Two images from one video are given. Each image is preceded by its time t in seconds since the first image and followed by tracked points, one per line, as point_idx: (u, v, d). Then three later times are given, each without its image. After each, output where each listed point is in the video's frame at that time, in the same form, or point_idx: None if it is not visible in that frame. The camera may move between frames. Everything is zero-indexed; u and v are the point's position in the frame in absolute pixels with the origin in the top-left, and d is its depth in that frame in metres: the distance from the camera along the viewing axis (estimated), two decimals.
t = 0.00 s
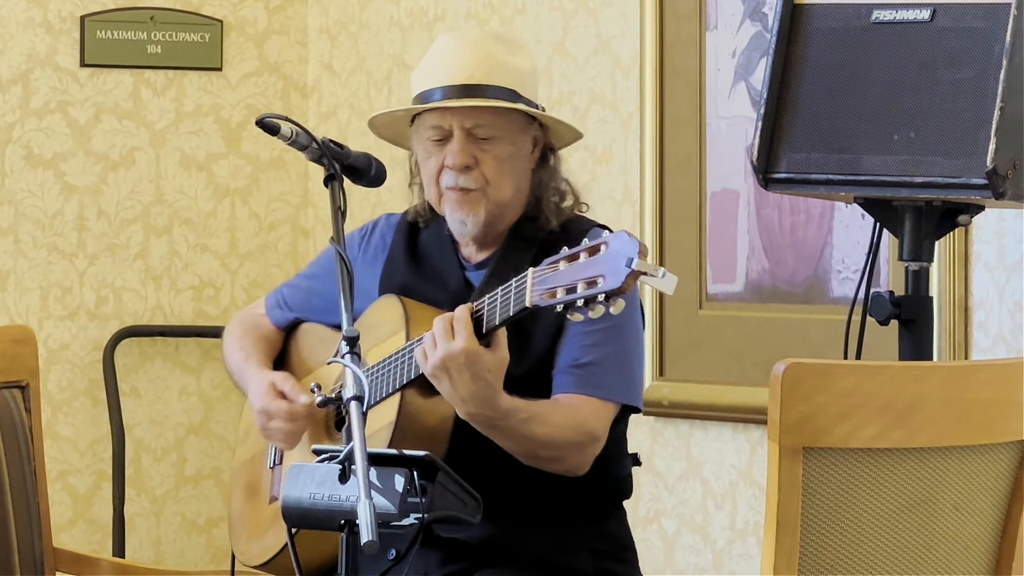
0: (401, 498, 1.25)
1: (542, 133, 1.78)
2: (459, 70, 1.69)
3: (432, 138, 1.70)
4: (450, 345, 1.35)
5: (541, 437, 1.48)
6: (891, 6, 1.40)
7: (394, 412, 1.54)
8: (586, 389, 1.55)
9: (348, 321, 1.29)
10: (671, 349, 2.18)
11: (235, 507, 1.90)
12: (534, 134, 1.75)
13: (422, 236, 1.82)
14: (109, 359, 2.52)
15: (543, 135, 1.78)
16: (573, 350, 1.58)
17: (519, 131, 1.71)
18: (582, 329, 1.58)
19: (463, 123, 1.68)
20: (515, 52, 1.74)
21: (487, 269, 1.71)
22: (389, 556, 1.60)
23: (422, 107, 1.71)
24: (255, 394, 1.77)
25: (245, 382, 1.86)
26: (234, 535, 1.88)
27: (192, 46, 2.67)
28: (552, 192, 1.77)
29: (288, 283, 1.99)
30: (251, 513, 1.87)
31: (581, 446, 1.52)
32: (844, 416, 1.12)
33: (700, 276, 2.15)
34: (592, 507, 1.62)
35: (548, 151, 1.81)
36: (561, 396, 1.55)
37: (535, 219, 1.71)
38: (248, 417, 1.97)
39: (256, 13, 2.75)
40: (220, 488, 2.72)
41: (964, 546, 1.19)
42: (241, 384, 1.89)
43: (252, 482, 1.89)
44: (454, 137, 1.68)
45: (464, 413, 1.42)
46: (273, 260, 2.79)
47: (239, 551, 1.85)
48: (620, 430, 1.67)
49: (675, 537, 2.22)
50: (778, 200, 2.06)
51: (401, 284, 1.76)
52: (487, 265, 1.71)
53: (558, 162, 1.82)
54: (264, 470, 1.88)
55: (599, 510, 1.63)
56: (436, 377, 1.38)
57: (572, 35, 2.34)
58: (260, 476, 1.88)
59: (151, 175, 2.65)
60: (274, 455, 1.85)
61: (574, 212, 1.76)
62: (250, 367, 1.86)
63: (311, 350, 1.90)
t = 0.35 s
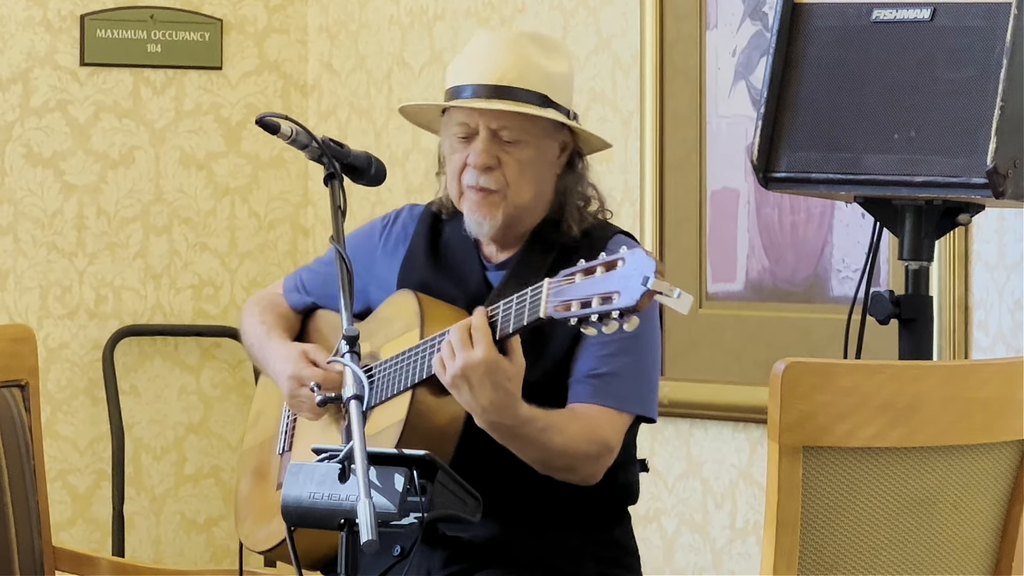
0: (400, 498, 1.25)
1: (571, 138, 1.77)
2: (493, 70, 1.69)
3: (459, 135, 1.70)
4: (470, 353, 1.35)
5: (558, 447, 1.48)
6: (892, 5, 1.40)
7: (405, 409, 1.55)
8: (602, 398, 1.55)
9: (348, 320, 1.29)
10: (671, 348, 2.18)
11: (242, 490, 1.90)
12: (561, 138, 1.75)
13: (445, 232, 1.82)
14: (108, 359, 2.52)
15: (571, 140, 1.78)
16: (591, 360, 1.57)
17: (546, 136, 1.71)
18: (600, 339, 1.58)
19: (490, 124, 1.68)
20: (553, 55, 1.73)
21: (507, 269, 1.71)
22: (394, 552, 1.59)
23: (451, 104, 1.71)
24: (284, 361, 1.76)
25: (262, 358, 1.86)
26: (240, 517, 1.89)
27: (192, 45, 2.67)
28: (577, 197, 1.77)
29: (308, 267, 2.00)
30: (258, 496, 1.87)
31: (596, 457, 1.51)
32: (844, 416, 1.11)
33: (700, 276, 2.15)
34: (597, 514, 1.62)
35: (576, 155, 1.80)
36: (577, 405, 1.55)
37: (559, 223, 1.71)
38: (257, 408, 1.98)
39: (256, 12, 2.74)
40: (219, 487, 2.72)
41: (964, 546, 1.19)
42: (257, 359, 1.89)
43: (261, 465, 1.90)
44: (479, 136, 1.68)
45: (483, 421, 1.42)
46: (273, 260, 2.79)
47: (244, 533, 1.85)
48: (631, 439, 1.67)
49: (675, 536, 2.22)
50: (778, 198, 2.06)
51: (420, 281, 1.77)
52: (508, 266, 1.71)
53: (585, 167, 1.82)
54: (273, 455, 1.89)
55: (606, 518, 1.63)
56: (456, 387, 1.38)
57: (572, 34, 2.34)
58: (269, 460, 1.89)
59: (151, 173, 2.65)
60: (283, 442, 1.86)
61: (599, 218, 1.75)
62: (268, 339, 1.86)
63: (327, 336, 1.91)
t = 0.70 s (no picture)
0: (398, 495, 1.25)
1: (588, 142, 1.77)
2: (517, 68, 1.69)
3: (475, 132, 1.71)
4: (481, 355, 1.35)
5: (563, 451, 1.48)
6: (890, 3, 1.40)
7: (417, 409, 1.54)
8: (610, 401, 1.55)
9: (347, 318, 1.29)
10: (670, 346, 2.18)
11: (246, 477, 1.90)
12: (577, 141, 1.75)
13: (460, 229, 1.82)
14: (107, 356, 2.52)
15: (588, 143, 1.78)
16: (601, 362, 1.57)
17: (561, 138, 1.71)
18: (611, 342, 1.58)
19: (505, 124, 1.68)
20: (577, 59, 1.73)
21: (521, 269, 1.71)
22: (397, 548, 1.60)
23: (470, 100, 1.71)
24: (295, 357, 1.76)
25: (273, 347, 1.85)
26: (243, 504, 1.89)
27: (191, 42, 2.67)
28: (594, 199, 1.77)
29: (321, 257, 2.00)
30: (262, 485, 1.87)
31: (601, 459, 1.51)
32: (842, 414, 1.12)
33: (699, 274, 2.16)
34: (602, 516, 1.62)
35: (594, 158, 1.80)
36: (585, 407, 1.55)
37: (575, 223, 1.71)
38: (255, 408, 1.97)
39: (255, 9, 2.74)
40: (218, 485, 2.72)
41: (962, 544, 1.19)
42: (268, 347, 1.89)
43: (266, 454, 1.89)
44: (494, 134, 1.69)
45: (489, 423, 1.42)
46: (271, 257, 2.79)
47: (248, 522, 1.87)
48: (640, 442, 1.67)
49: (673, 534, 2.22)
50: (776, 197, 2.06)
51: (434, 275, 1.77)
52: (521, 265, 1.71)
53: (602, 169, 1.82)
54: (279, 444, 1.88)
55: (610, 520, 1.63)
56: (464, 386, 1.38)
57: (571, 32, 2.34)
58: (275, 449, 1.88)
59: (150, 171, 2.65)
60: (291, 432, 1.85)
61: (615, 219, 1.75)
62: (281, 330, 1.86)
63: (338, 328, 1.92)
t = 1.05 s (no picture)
0: (400, 498, 1.25)
1: (601, 149, 1.77)
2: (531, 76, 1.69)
3: (489, 137, 1.71)
4: (482, 359, 1.35)
5: (564, 458, 1.48)
6: (892, 6, 1.40)
7: (422, 413, 1.54)
8: (614, 406, 1.55)
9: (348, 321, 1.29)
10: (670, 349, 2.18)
11: (250, 477, 1.89)
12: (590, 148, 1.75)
13: (469, 229, 1.82)
14: (108, 358, 2.52)
15: (601, 150, 1.78)
16: (606, 368, 1.57)
17: (575, 146, 1.71)
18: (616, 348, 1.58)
19: (519, 130, 1.69)
20: (591, 66, 1.73)
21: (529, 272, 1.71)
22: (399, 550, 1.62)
23: (484, 105, 1.72)
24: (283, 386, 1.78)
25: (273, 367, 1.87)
26: (248, 503, 1.88)
27: (193, 44, 2.67)
28: (603, 206, 1.77)
29: (328, 257, 2.00)
30: (267, 484, 1.87)
31: (603, 466, 1.52)
32: (842, 417, 1.12)
33: (700, 276, 2.16)
34: (605, 519, 1.63)
35: (606, 166, 1.80)
36: (588, 412, 1.55)
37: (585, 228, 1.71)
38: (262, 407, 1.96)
39: (256, 11, 2.74)
40: (219, 486, 2.72)
41: (963, 547, 1.19)
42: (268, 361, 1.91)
43: (271, 453, 1.89)
44: (507, 141, 1.69)
45: (488, 427, 1.42)
46: (272, 259, 2.79)
47: (252, 522, 1.86)
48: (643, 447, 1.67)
49: (674, 536, 2.22)
50: (778, 199, 2.06)
51: (443, 277, 1.78)
52: (530, 268, 1.72)
53: (614, 177, 1.81)
54: (284, 444, 1.87)
55: (613, 523, 1.63)
56: (464, 388, 1.37)
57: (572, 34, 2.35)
58: (280, 449, 1.88)
59: (151, 173, 2.65)
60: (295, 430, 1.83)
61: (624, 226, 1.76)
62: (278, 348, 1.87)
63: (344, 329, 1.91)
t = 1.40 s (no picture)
0: (401, 499, 1.25)
1: (587, 141, 1.79)
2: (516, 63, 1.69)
3: (482, 128, 1.71)
4: (476, 337, 1.36)
5: (558, 438, 1.48)
6: (895, 7, 1.40)
7: (414, 400, 1.54)
8: (606, 392, 1.55)
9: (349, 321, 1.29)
10: (672, 350, 2.18)
11: (239, 481, 1.91)
12: (579, 139, 1.76)
13: (455, 227, 1.81)
14: (110, 359, 2.52)
15: (587, 142, 1.79)
16: (598, 353, 1.57)
17: (567, 135, 1.72)
18: (608, 333, 1.58)
19: (514, 119, 1.69)
20: (576, 58, 1.75)
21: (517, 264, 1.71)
22: (397, 553, 1.61)
23: (474, 97, 1.72)
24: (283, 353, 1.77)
25: (264, 352, 1.85)
26: (236, 509, 1.88)
27: (195, 45, 2.67)
28: (592, 198, 1.77)
29: (315, 261, 1.99)
30: (255, 488, 1.87)
31: (597, 450, 1.51)
32: (844, 419, 1.12)
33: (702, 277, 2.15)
34: (600, 517, 1.62)
35: (591, 159, 1.81)
36: (580, 397, 1.55)
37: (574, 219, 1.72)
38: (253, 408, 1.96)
39: (258, 13, 2.75)
40: (220, 488, 2.72)
41: (965, 550, 1.19)
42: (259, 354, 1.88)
43: (259, 457, 1.90)
44: (502, 130, 1.69)
45: (484, 407, 1.42)
46: (274, 260, 2.79)
47: (241, 526, 1.85)
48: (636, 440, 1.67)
49: (676, 538, 2.22)
50: (780, 201, 2.06)
51: (430, 273, 1.77)
52: (517, 261, 1.72)
53: (599, 171, 1.82)
54: (272, 447, 1.88)
55: (608, 521, 1.63)
56: (459, 367, 1.38)
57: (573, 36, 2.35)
58: (268, 452, 1.89)
59: (153, 174, 2.65)
60: (284, 433, 1.86)
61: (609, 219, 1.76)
62: (274, 336, 1.86)
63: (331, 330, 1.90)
